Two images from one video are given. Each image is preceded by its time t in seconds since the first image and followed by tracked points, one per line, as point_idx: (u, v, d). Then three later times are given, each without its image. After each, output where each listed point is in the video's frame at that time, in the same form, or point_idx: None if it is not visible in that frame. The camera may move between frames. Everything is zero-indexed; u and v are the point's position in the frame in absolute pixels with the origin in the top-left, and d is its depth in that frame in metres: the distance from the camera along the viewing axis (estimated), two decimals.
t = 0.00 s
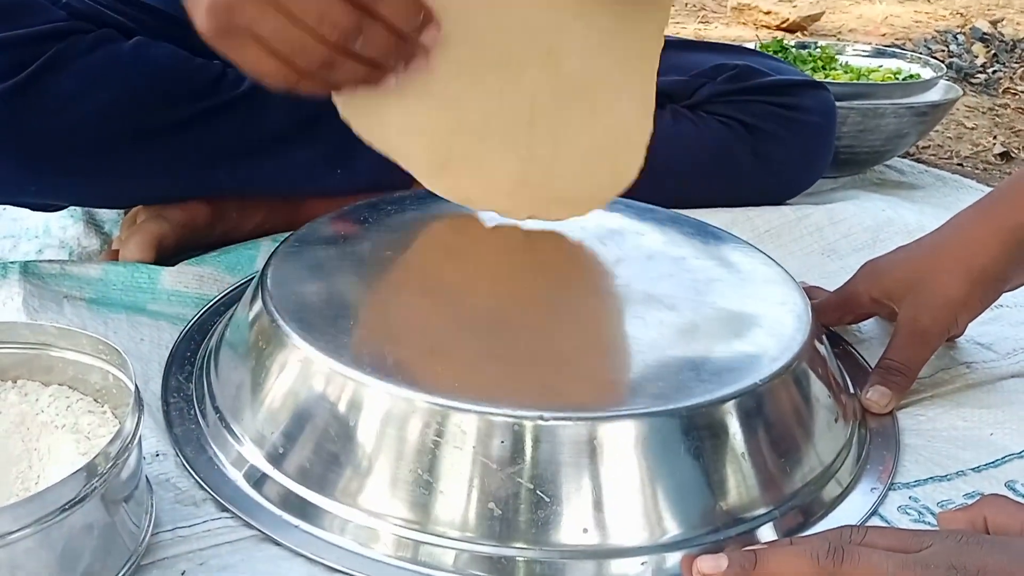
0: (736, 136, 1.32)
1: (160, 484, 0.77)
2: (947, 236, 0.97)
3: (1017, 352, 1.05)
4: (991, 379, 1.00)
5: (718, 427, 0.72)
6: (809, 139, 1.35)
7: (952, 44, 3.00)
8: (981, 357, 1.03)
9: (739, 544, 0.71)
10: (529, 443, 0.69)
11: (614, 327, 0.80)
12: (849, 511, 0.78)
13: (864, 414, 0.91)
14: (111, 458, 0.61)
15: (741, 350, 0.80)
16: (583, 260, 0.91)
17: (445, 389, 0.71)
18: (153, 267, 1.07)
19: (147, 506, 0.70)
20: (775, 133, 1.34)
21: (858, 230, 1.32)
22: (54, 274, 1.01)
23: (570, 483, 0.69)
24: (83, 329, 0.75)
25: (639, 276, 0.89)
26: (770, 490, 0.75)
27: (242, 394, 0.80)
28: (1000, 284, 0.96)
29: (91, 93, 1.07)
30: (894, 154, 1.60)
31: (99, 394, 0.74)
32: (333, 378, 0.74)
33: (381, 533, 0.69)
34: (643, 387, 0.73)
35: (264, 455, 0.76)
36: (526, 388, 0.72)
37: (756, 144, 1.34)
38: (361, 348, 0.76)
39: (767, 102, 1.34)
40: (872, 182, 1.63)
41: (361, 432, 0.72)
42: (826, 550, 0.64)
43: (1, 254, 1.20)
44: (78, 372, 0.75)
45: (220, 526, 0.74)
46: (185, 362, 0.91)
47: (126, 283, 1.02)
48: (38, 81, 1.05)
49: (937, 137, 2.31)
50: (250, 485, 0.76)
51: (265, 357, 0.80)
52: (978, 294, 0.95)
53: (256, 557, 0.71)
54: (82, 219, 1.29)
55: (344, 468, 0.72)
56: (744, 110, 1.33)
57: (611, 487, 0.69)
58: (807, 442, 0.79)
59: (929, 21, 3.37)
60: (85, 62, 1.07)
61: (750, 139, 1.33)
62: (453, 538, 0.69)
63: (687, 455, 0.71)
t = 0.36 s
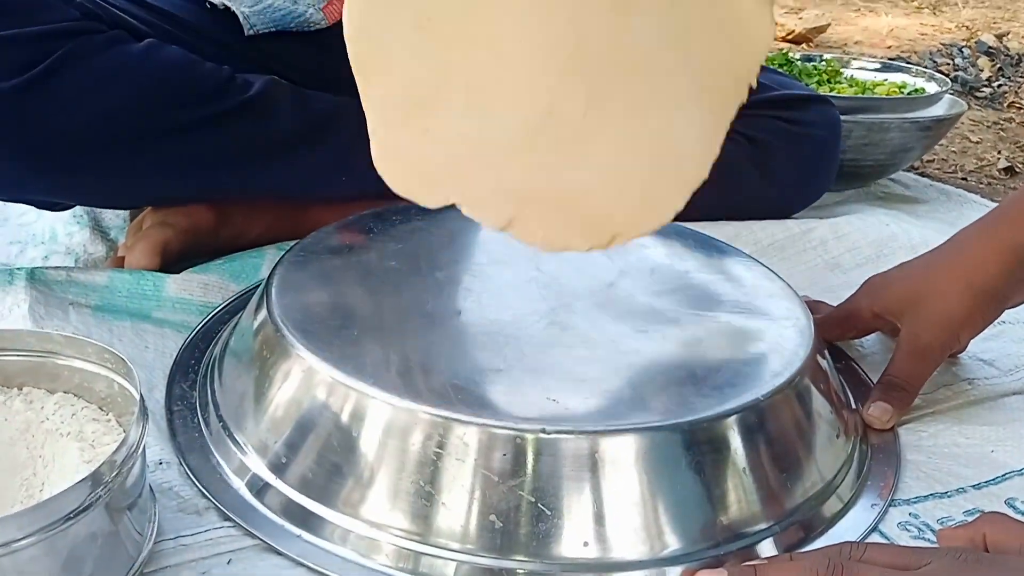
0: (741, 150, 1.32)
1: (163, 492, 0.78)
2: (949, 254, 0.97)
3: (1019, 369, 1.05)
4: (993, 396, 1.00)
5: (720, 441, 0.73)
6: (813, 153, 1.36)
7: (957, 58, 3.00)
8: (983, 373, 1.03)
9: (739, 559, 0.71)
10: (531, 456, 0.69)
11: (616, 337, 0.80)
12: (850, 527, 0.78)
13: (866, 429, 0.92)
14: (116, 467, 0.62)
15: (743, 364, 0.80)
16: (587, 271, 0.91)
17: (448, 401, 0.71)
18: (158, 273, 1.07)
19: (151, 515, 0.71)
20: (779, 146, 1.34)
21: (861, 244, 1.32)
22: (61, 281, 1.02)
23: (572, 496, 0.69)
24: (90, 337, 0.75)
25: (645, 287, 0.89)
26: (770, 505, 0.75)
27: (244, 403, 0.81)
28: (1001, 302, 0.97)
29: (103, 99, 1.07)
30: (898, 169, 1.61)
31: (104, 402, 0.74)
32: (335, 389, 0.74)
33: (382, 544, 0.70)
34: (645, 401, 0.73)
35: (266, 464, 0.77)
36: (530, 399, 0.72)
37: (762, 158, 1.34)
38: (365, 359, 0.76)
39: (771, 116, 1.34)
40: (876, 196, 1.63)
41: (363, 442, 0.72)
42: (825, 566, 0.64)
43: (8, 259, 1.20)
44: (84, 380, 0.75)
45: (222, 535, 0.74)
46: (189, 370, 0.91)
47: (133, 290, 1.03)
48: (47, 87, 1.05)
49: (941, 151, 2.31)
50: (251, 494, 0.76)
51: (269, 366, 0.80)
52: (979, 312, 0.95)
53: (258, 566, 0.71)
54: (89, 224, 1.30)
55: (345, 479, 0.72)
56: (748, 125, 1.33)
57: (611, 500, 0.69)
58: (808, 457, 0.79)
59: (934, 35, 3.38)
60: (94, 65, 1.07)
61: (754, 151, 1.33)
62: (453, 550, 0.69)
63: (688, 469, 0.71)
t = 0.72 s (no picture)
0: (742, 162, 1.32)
1: (167, 508, 0.78)
2: (945, 269, 0.98)
3: (1017, 383, 1.05)
4: (991, 410, 1.00)
5: (719, 458, 0.73)
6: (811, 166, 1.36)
7: (955, 70, 3.02)
8: (982, 388, 1.04)
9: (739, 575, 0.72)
10: (531, 473, 0.69)
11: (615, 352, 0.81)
12: (848, 542, 0.79)
13: (864, 444, 0.92)
14: (119, 484, 0.62)
15: (742, 381, 0.80)
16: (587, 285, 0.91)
17: (449, 419, 0.72)
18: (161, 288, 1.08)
19: (153, 531, 0.71)
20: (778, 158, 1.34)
21: (860, 259, 1.33)
22: (64, 296, 1.02)
23: (572, 513, 0.70)
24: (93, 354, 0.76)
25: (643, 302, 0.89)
26: (770, 520, 0.75)
27: (247, 419, 0.81)
28: (998, 318, 0.97)
29: (106, 114, 1.07)
30: (896, 182, 1.61)
31: (107, 419, 0.75)
32: (337, 406, 0.74)
33: (382, 561, 0.70)
34: (644, 418, 0.74)
35: (268, 480, 0.77)
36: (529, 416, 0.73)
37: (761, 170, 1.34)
38: (366, 376, 0.77)
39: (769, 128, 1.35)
40: (875, 209, 1.64)
41: (364, 459, 0.73)
42: None
43: (12, 273, 1.21)
44: (88, 397, 0.76)
45: (223, 551, 0.75)
46: (191, 386, 0.92)
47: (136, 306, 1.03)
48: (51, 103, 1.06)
49: (939, 163, 2.32)
50: (252, 510, 0.76)
51: (271, 383, 0.80)
52: (975, 327, 0.95)
53: None
54: (92, 239, 1.30)
55: (346, 495, 0.73)
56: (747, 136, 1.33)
57: (611, 517, 0.70)
58: (806, 473, 0.80)
59: (932, 47, 3.40)
60: (97, 79, 1.08)
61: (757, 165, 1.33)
62: (454, 567, 0.69)
63: (687, 485, 0.72)
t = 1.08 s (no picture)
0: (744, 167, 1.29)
1: (165, 510, 0.79)
2: (943, 270, 0.98)
3: (1016, 384, 1.05)
4: (991, 411, 1.00)
5: (718, 460, 0.73)
6: (814, 168, 1.34)
7: (954, 70, 3.02)
8: (981, 388, 1.04)
9: None
10: (530, 475, 0.69)
11: (616, 351, 0.80)
12: (847, 543, 0.79)
13: (863, 444, 0.92)
14: (118, 486, 0.62)
15: (741, 383, 0.80)
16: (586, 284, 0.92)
17: (447, 421, 0.72)
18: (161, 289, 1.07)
19: (153, 533, 0.71)
20: (782, 164, 1.31)
21: (859, 260, 1.33)
22: (63, 297, 1.02)
23: (571, 515, 0.69)
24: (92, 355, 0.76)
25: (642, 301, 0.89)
26: (769, 522, 0.75)
27: (245, 421, 0.81)
28: (997, 319, 0.97)
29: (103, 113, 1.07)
30: (895, 183, 1.61)
31: (106, 420, 0.75)
32: (336, 408, 0.74)
33: (381, 564, 0.70)
34: (644, 419, 0.74)
35: (266, 483, 0.77)
36: (527, 418, 0.73)
37: (763, 174, 1.31)
38: (365, 377, 0.76)
39: (772, 133, 1.30)
40: (874, 210, 1.64)
41: (363, 460, 0.73)
42: None
43: (10, 274, 1.21)
44: (86, 398, 0.76)
45: (222, 553, 0.75)
46: (190, 389, 0.92)
47: (135, 307, 1.03)
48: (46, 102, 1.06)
49: (938, 164, 2.32)
50: (251, 512, 0.76)
51: (269, 386, 0.80)
52: (974, 328, 0.95)
53: None
54: (91, 240, 1.30)
55: (345, 497, 0.73)
56: (752, 142, 1.28)
57: (611, 519, 0.70)
58: (806, 474, 0.80)
59: (931, 47, 3.40)
60: (94, 78, 1.08)
61: (752, 167, 1.30)
62: (452, 569, 0.69)
63: (686, 487, 0.72)
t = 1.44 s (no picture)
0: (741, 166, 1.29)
1: (166, 512, 0.79)
2: (943, 266, 0.98)
3: (1017, 379, 1.05)
4: (991, 407, 1.00)
5: (718, 459, 0.73)
6: (813, 168, 1.33)
7: (954, 65, 3.01)
8: (982, 384, 1.04)
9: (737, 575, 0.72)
10: (530, 475, 0.69)
11: (616, 350, 0.80)
12: (848, 541, 0.79)
13: (864, 441, 0.92)
14: (119, 488, 0.62)
15: (741, 381, 0.80)
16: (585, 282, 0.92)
17: (448, 421, 0.72)
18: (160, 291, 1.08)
19: (154, 535, 0.71)
20: (780, 163, 1.31)
21: (859, 256, 1.33)
22: (63, 299, 1.03)
23: (571, 514, 0.70)
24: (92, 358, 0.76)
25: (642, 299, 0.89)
26: (770, 520, 0.75)
27: (246, 424, 0.82)
28: (997, 315, 0.97)
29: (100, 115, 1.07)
30: (895, 178, 1.61)
31: (107, 422, 0.75)
32: (336, 410, 0.74)
33: (383, 565, 0.70)
34: (645, 418, 0.74)
35: (267, 485, 0.77)
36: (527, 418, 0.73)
37: (762, 173, 1.31)
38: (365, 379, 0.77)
39: (770, 132, 1.30)
40: (874, 206, 1.63)
41: (364, 462, 0.73)
42: None
43: (11, 277, 1.21)
44: (86, 401, 0.76)
45: (225, 554, 0.75)
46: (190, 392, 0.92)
47: (135, 307, 1.04)
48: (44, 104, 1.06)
49: (939, 158, 2.32)
50: (252, 515, 0.77)
51: (270, 388, 0.80)
52: (974, 324, 0.95)
53: None
54: (91, 241, 1.31)
55: (346, 499, 0.73)
56: (750, 140, 1.29)
57: (611, 519, 0.70)
58: (806, 472, 0.80)
59: (931, 41, 3.39)
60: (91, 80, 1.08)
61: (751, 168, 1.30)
62: (454, 570, 0.69)
63: (686, 486, 0.72)
